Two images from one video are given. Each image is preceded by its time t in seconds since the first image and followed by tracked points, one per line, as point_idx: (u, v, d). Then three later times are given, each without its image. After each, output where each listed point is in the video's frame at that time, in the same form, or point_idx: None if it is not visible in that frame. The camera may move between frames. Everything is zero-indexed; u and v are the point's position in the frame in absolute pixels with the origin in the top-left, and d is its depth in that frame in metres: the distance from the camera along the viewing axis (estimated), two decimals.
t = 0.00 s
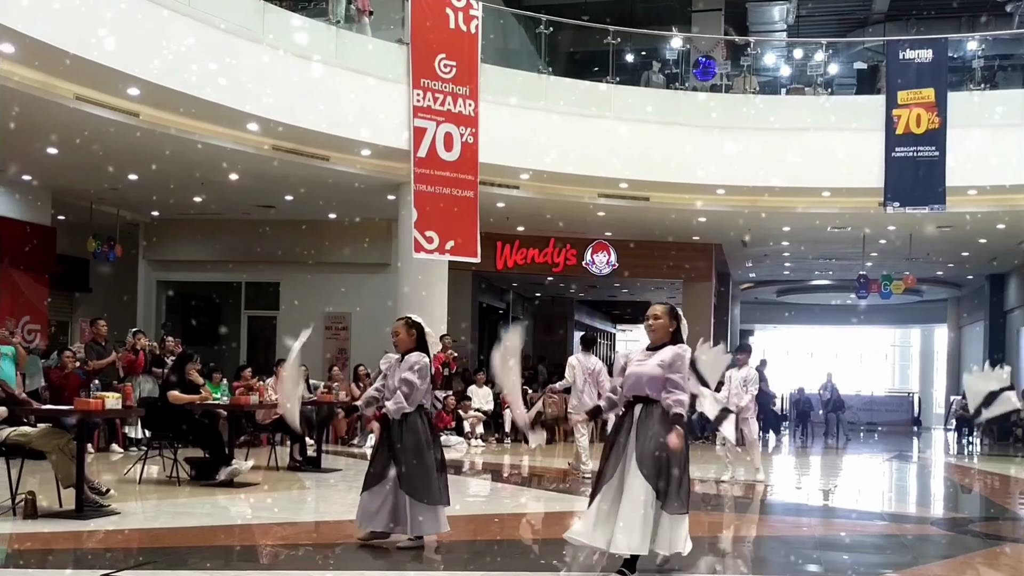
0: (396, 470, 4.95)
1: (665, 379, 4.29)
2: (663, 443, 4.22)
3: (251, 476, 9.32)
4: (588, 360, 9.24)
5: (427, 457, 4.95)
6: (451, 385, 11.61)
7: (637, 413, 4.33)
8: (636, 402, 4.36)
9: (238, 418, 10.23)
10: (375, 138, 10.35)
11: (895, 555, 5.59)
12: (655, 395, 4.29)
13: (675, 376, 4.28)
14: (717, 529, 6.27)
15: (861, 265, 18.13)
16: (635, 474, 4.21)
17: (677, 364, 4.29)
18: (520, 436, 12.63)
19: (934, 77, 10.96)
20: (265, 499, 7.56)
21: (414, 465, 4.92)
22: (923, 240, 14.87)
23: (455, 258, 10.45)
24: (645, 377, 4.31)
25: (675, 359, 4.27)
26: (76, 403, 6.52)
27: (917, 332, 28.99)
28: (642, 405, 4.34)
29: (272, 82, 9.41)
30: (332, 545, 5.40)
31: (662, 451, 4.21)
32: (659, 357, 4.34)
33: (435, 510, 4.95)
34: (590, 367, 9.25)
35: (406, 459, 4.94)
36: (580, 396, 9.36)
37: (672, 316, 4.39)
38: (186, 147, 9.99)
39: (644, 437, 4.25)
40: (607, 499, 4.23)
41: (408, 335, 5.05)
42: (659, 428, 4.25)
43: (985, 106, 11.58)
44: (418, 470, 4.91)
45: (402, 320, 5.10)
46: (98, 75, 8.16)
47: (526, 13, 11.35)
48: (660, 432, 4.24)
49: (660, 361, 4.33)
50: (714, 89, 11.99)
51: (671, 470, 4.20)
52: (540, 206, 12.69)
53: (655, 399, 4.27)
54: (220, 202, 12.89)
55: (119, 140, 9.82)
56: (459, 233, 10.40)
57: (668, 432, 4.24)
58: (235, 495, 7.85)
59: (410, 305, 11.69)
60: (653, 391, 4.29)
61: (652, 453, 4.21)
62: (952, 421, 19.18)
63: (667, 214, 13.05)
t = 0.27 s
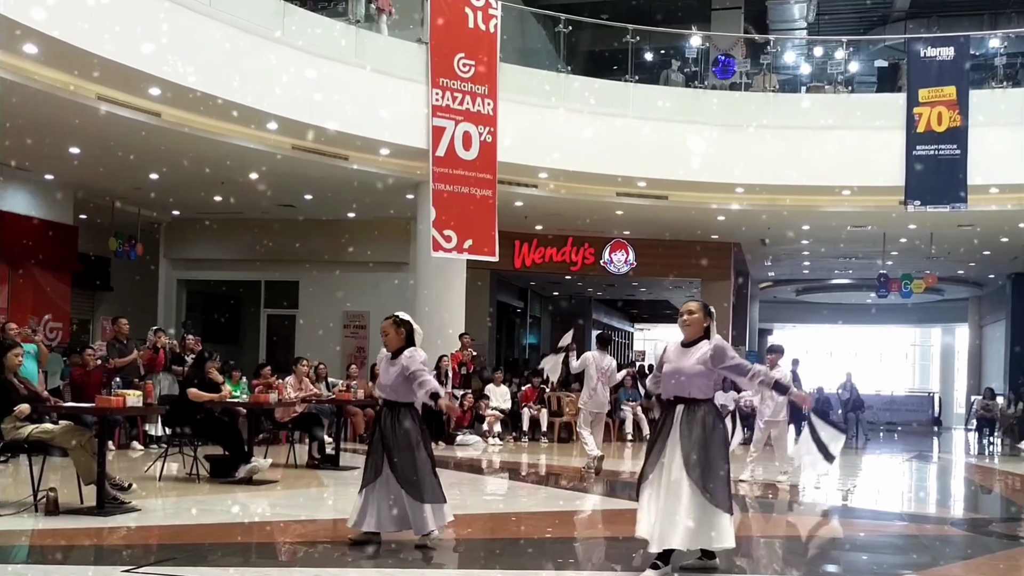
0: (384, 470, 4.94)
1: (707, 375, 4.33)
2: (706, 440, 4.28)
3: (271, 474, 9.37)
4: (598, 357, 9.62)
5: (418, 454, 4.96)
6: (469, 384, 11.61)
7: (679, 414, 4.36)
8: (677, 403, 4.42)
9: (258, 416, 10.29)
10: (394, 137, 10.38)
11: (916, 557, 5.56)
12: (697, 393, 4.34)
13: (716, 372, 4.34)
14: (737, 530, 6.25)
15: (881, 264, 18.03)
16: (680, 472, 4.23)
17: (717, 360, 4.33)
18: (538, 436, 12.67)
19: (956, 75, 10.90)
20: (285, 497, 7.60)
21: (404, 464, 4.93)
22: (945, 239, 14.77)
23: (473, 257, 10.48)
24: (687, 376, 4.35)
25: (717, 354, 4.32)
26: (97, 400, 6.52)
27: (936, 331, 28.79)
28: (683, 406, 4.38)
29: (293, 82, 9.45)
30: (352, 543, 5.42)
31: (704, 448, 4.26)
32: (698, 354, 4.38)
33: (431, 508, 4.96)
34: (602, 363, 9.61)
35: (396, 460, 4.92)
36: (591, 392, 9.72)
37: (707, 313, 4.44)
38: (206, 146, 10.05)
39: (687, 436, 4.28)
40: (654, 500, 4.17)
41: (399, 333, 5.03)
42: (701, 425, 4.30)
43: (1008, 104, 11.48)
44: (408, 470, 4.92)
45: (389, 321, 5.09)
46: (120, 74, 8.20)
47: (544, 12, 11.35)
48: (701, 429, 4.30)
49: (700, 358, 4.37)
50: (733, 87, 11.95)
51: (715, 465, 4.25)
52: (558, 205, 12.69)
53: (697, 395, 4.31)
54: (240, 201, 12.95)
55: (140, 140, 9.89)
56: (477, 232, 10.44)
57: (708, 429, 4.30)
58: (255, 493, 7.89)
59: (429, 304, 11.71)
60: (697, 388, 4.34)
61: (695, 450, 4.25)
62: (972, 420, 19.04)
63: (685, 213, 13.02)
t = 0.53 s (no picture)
0: (370, 473, 4.88)
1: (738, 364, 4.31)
2: (740, 434, 4.27)
3: (285, 474, 9.40)
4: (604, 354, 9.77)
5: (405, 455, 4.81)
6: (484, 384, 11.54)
7: (709, 406, 4.34)
8: (708, 395, 4.39)
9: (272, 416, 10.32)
10: (407, 138, 10.40)
11: (929, 557, 5.54)
12: (727, 384, 4.32)
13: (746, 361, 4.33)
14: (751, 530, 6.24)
15: (896, 264, 17.96)
16: (715, 466, 4.21)
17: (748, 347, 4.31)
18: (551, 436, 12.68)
19: (968, 74, 10.90)
20: (298, 497, 7.63)
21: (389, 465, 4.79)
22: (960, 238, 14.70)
23: (486, 258, 10.49)
24: (717, 367, 4.34)
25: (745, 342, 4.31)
26: (112, 400, 6.54)
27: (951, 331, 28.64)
28: (714, 398, 4.36)
29: (306, 83, 9.49)
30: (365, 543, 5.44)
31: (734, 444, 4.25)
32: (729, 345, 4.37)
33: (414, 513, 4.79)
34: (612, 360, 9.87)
35: (376, 460, 4.79)
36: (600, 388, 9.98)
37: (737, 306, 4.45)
38: (220, 148, 10.09)
39: (719, 430, 4.26)
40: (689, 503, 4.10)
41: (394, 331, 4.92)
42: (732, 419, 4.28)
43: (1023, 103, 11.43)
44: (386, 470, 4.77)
45: (383, 321, 4.95)
46: (135, 76, 8.24)
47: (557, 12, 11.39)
48: (734, 423, 4.27)
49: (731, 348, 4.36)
50: (747, 87, 11.92)
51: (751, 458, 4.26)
52: (571, 205, 12.69)
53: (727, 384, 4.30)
54: (254, 202, 13.00)
55: (155, 141, 9.94)
56: (491, 233, 10.45)
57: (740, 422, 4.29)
58: (269, 493, 7.92)
59: (442, 304, 11.75)
60: (727, 380, 4.33)
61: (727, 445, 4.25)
62: (988, 421, 18.93)
63: (698, 213, 13.00)
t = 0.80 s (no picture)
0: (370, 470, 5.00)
1: (769, 363, 4.31)
2: (772, 435, 4.25)
3: (305, 476, 9.45)
4: (617, 355, 10.07)
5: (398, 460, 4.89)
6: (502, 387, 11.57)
7: (742, 408, 4.35)
8: (743, 399, 4.38)
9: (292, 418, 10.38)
10: (425, 141, 10.43)
11: (951, 560, 5.51)
12: (762, 387, 4.32)
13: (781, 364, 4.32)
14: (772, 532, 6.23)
15: (917, 265, 17.85)
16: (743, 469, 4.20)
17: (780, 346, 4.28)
18: (570, 438, 12.69)
19: (992, 73, 10.77)
20: (318, 498, 7.68)
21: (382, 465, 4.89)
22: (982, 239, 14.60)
23: (504, 260, 10.51)
24: (753, 370, 4.34)
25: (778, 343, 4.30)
26: (134, 402, 6.58)
27: (973, 333, 28.41)
28: (747, 401, 4.35)
29: (325, 87, 9.54)
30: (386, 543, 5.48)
31: (768, 444, 4.22)
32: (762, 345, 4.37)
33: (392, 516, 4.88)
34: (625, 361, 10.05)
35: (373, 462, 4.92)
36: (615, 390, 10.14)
37: (774, 310, 4.44)
38: (240, 152, 10.17)
39: (749, 434, 4.25)
40: (724, 505, 4.09)
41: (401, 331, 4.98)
42: (763, 421, 4.26)
43: None
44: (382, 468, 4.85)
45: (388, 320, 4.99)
46: (155, 81, 8.32)
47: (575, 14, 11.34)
48: (765, 424, 4.25)
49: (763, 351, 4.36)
50: (765, 88, 11.86)
51: (783, 459, 4.24)
52: (589, 207, 12.69)
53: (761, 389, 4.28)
54: (274, 205, 13.07)
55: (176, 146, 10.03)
56: (508, 235, 10.49)
57: (772, 424, 4.26)
58: (289, 494, 7.97)
59: (460, 306, 11.78)
60: (762, 383, 4.33)
61: (758, 446, 4.22)
62: (1010, 423, 18.77)
63: (716, 214, 12.96)
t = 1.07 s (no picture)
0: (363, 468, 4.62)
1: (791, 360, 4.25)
2: (808, 436, 4.11)
3: (316, 474, 9.47)
4: (624, 355, 10.15)
5: (395, 455, 4.55)
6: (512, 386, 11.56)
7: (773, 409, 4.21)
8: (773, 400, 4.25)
9: (303, 416, 10.39)
10: (435, 139, 10.41)
11: (962, 560, 5.48)
12: (785, 387, 4.22)
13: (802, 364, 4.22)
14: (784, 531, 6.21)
15: (929, 264, 17.77)
16: (781, 475, 4.07)
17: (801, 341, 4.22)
18: (579, 437, 12.68)
19: (1003, 70, 10.66)
20: (328, 496, 7.69)
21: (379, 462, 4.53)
22: (995, 238, 14.52)
23: (515, 258, 10.50)
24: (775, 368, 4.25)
25: (797, 342, 4.22)
26: (146, 401, 6.58)
27: (985, 332, 28.27)
28: (778, 402, 4.22)
29: (336, 86, 9.54)
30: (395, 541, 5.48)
31: (801, 443, 4.08)
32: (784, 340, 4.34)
33: (389, 518, 4.50)
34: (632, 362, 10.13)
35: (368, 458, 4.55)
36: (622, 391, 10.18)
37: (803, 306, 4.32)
38: (250, 150, 10.19)
39: (784, 437, 4.11)
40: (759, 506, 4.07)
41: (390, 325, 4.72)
42: (792, 420, 4.14)
43: None
44: (383, 484, 4.47)
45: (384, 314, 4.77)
46: (166, 80, 8.33)
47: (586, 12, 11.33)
48: (795, 423, 4.13)
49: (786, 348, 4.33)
50: (777, 85, 11.83)
51: (821, 458, 4.11)
52: (600, 205, 12.67)
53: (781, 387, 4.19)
54: (285, 203, 13.08)
55: (187, 144, 10.05)
56: (519, 233, 10.47)
57: (803, 422, 4.13)
58: (299, 493, 7.98)
59: (471, 305, 11.78)
60: (789, 383, 4.22)
61: (791, 446, 4.08)
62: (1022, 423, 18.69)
63: (726, 213, 12.94)
